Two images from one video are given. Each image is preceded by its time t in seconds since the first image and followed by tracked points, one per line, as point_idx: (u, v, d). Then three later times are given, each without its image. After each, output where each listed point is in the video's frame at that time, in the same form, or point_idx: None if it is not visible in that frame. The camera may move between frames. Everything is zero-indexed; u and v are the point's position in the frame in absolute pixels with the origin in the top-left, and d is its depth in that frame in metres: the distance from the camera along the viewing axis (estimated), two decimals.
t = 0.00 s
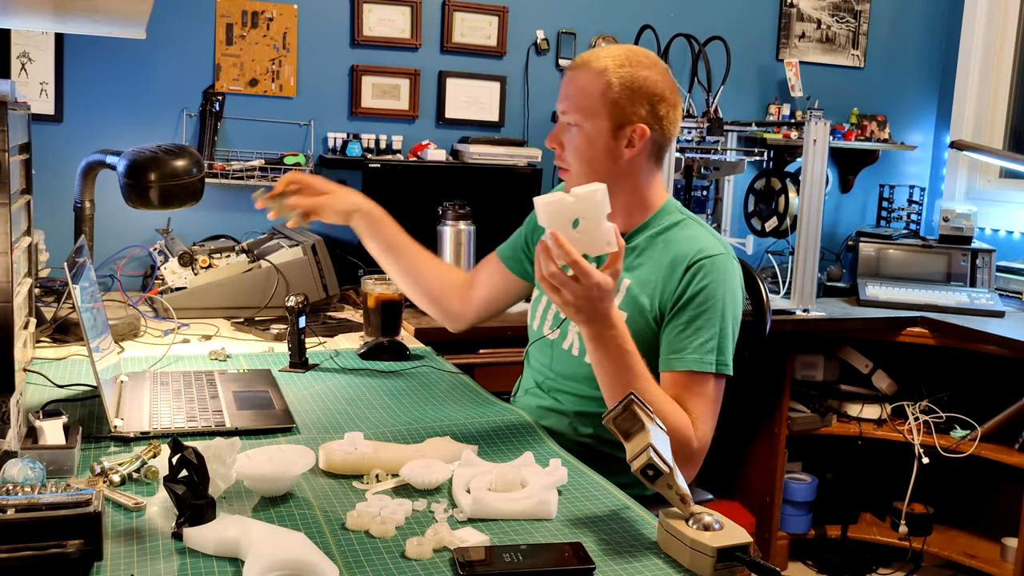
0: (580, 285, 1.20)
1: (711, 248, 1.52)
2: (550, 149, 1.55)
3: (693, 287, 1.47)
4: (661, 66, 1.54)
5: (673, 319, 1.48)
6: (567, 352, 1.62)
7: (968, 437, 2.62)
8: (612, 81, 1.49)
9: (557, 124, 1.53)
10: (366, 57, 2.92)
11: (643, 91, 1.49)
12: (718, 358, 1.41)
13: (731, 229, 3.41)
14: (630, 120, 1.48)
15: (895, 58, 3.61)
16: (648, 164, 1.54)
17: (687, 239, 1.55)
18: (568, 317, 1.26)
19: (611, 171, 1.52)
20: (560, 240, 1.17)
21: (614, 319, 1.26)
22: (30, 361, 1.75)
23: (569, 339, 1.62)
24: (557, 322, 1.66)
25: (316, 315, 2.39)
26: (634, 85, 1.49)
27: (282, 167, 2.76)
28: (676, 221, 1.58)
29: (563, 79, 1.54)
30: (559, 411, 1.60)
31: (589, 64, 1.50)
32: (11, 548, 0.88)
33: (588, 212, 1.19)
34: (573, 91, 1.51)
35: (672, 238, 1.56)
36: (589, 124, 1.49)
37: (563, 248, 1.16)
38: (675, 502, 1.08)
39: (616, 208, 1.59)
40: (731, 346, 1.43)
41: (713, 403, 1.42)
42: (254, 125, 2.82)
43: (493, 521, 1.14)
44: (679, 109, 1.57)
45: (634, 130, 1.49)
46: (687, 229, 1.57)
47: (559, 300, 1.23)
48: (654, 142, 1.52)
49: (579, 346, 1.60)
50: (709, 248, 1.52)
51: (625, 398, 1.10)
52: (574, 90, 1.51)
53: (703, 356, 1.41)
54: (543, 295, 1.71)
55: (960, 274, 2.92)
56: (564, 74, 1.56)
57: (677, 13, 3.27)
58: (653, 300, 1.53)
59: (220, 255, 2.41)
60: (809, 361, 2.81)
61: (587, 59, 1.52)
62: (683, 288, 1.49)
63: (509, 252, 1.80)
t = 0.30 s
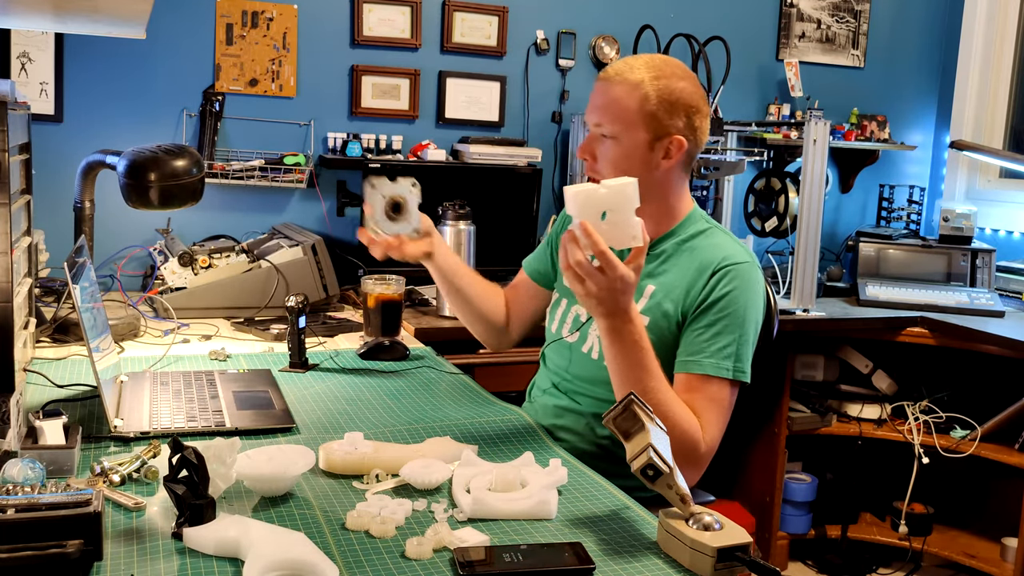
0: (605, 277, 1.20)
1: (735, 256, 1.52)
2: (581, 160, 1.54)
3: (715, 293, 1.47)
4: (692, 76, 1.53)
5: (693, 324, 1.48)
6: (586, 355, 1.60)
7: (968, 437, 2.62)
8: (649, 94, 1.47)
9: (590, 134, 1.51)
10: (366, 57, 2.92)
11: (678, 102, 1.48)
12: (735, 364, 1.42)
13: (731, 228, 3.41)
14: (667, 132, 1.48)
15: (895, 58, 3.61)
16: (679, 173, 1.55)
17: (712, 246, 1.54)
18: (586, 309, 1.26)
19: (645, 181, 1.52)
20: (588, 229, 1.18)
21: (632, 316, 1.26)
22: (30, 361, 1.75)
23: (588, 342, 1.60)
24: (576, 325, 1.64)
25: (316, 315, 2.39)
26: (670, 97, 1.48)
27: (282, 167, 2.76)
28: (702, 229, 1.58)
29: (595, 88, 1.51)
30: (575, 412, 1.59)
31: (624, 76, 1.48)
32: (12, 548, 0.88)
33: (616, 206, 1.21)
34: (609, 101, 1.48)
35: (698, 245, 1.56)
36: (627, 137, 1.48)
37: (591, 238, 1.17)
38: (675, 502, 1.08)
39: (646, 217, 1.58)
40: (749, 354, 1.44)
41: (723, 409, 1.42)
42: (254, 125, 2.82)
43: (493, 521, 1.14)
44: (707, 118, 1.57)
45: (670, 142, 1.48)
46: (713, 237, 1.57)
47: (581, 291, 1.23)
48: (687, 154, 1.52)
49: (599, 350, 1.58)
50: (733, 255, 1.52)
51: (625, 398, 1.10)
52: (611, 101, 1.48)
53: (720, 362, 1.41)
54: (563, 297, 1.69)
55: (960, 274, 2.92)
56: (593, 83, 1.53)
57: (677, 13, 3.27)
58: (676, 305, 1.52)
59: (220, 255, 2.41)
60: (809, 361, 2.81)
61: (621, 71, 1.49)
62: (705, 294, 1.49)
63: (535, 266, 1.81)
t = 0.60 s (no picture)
0: (634, 270, 1.20)
1: (746, 259, 1.53)
2: (593, 165, 1.51)
3: (728, 295, 1.48)
4: (697, 79, 1.55)
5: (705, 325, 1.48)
6: (594, 358, 1.60)
7: (968, 437, 2.62)
8: (666, 98, 1.48)
9: (605, 139, 1.49)
10: (366, 57, 2.92)
11: (691, 106, 1.50)
12: (746, 364, 1.42)
13: (731, 228, 3.41)
14: (683, 135, 1.49)
15: (895, 58, 3.61)
16: (688, 176, 1.56)
17: (722, 249, 1.55)
18: (606, 303, 1.26)
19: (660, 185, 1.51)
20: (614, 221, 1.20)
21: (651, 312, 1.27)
22: (30, 361, 1.75)
23: (596, 345, 1.61)
24: (581, 329, 1.64)
25: (316, 315, 2.39)
26: (685, 101, 1.49)
27: (282, 167, 2.76)
28: (711, 232, 1.58)
29: (607, 92, 1.49)
30: (584, 412, 1.58)
31: (639, 79, 1.48)
32: (12, 548, 0.88)
33: (644, 200, 1.20)
34: (627, 105, 1.47)
35: (707, 247, 1.56)
36: (647, 140, 1.47)
37: (620, 230, 1.17)
38: (675, 502, 1.08)
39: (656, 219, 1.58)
40: (760, 355, 1.44)
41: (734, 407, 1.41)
42: (254, 125, 2.82)
43: (493, 521, 1.14)
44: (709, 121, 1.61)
45: (685, 143, 1.50)
46: (722, 240, 1.57)
47: (607, 283, 1.24)
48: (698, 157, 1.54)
49: (608, 354, 1.58)
50: (745, 259, 1.53)
51: (625, 397, 1.10)
52: (629, 104, 1.47)
53: (733, 361, 1.41)
54: (566, 301, 1.69)
55: (960, 274, 2.92)
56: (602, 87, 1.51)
57: (677, 13, 3.27)
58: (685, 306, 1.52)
59: (220, 255, 2.41)
60: (809, 361, 2.81)
61: (634, 75, 1.48)
62: (716, 296, 1.49)
63: (533, 272, 1.84)
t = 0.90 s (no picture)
0: (640, 273, 1.21)
1: (735, 250, 1.52)
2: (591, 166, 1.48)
3: (723, 289, 1.47)
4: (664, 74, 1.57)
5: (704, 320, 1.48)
6: (593, 360, 1.60)
7: (968, 437, 2.62)
8: (648, 90, 1.48)
9: (597, 138, 1.46)
10: (366, 57, 2.92)
11: (668, 97, 1.52)
12: (747, 356, 1.42)
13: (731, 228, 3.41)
14: (668, 124, 1.51)
15: (895, 58, 3.61)
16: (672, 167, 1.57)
17: (712, 241, 1.54)
18: (610, 305, 1.26)
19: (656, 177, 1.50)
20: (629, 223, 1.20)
21: (654, 316, 1.27)
22: (30, 361, 1.75)
23: (594, 347, 1.60)
24: (578, 332, 1.63)
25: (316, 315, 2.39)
26: (663, 92, 1.50)
27: (282, 167, 2.76)
28: (698, 224, 1.57)
29: (588, 93, 1.47)
30: (584, 413, 1.58)
31: (620, 75, 1.47)
32: (12, 548, 0.88)
33: (664, 203, 1.23)
34: (615, 101, 1.45)
35: (697, 240, 1.54)
36: (640, 132, 1.46)
37: (632, 232, 1.18)
38: (675, 502, 1.08)
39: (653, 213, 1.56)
40: (759, 345, 1.44)
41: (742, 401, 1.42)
42: (254, 125, 2.82)
43: (493, 521, 1.14)
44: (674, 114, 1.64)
45: (669, 132, 1.52)
46: (710, 231, 1.56)
47: (612, 284, 1.23)
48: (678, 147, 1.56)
49: (607, 354, 1.58)
50: (735, 250, 1.52)
51: (625, 398, 1.11)
52: (618, 100, 1.45)
53: (735, 354, 1.42)
54: (560, 305, 1.67)
55: (960, 274, 2.92)
56: (579, 89, 1.49)
57: (677, 13, 3.27)
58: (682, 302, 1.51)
59: (220, 255, 2.41)
60: (809, 361, 2.81)
61: (610, 73, 1.47)
62: (711, 290, 1.49)
63: (519, 269, 1.82)
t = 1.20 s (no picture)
0: (635, 312, 1.19)
1: (728, 236, 1.52)
2: (578, 180, 1.45)
3: (729, 277, 1.46)
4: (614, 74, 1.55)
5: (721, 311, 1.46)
6: (598, 359, 1.59)
7: (968, 437, 2.62)
8: (610, 94, 1.46)
9: (577, 152, 1.44)
10: (366, 57, 2.92)
11: (629, 95, 1.51)
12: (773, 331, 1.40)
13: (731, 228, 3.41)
14: (636, 122, 1.49)
15: (895, 58, 3.61)
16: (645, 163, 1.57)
17: (702, 231, 1.53)
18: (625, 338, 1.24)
19: (638, 176, 1.50)
20: (619, 265, 1.16)
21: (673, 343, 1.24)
22: (30, 361, 1.75)
23: (598, 347, 1.59)
24: (580, 333, 1.63)
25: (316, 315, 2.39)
26: (624, 92, 1.49)
27: (282, 167, 2.76)
28: (684, 217, 1.57)
29: (554, 111, 1.43)
30: (589, 412, 1.58)
31: (580, 86, 1.44)
32: (11, 548, 0.88)
33: (653, 242, 1.15)
34: (586, 113, 1.42)
35: (688, 233, 1.54)
36: (616, 138, 1.44)
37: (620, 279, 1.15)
38: (675, 502, 1.08)
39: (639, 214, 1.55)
40: (779, 319, 1.42)
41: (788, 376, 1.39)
42: (254, 125, 2.82)
43: (493, 521, 1.14)
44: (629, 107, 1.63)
45: (640, 129, 1.50)
46: (697, 221, 1.56)
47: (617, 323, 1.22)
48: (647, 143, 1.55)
49: (612, 352, 1.58)
50: (728, 236, 1.52)
51: (625, 398, 1.13)
52: (589, 112, 1.42)
53: (764, 333, 1.39)
54: (561, 309, 1.67)
55: (960, 274, 2.92)
56: (542, 109, 1.45)
57: (677, 13, 3.27)
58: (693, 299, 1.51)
59: (220, 255, 2.41)
60: (809, 361, 2.81)
61: (571, 87, 1.44)
62: (719, 280, 1.48)
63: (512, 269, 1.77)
